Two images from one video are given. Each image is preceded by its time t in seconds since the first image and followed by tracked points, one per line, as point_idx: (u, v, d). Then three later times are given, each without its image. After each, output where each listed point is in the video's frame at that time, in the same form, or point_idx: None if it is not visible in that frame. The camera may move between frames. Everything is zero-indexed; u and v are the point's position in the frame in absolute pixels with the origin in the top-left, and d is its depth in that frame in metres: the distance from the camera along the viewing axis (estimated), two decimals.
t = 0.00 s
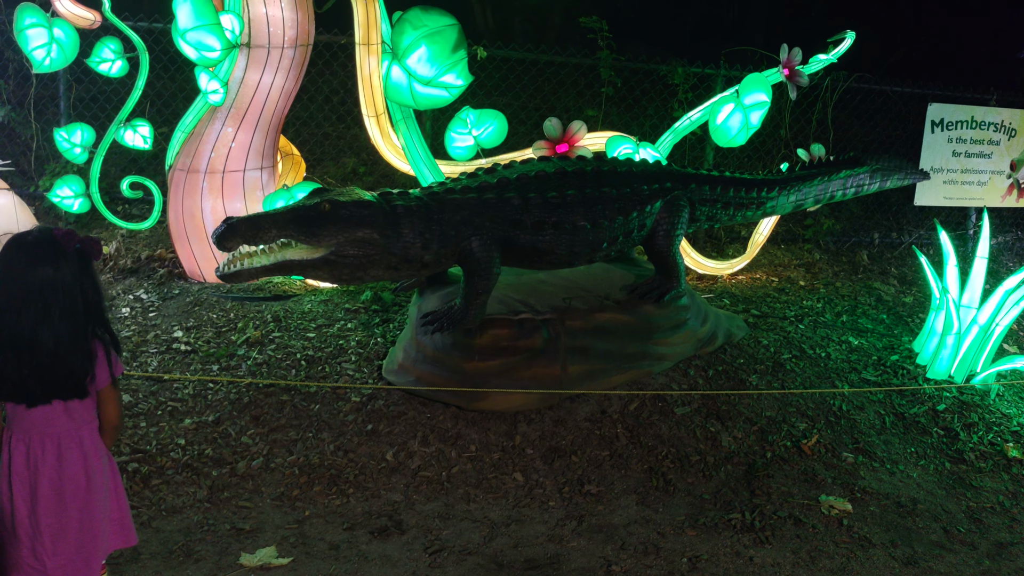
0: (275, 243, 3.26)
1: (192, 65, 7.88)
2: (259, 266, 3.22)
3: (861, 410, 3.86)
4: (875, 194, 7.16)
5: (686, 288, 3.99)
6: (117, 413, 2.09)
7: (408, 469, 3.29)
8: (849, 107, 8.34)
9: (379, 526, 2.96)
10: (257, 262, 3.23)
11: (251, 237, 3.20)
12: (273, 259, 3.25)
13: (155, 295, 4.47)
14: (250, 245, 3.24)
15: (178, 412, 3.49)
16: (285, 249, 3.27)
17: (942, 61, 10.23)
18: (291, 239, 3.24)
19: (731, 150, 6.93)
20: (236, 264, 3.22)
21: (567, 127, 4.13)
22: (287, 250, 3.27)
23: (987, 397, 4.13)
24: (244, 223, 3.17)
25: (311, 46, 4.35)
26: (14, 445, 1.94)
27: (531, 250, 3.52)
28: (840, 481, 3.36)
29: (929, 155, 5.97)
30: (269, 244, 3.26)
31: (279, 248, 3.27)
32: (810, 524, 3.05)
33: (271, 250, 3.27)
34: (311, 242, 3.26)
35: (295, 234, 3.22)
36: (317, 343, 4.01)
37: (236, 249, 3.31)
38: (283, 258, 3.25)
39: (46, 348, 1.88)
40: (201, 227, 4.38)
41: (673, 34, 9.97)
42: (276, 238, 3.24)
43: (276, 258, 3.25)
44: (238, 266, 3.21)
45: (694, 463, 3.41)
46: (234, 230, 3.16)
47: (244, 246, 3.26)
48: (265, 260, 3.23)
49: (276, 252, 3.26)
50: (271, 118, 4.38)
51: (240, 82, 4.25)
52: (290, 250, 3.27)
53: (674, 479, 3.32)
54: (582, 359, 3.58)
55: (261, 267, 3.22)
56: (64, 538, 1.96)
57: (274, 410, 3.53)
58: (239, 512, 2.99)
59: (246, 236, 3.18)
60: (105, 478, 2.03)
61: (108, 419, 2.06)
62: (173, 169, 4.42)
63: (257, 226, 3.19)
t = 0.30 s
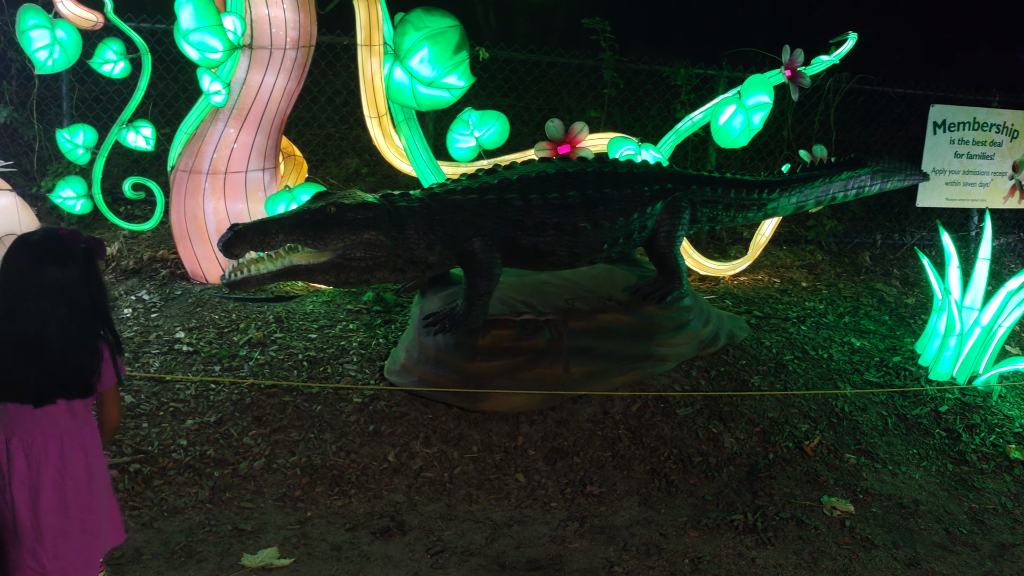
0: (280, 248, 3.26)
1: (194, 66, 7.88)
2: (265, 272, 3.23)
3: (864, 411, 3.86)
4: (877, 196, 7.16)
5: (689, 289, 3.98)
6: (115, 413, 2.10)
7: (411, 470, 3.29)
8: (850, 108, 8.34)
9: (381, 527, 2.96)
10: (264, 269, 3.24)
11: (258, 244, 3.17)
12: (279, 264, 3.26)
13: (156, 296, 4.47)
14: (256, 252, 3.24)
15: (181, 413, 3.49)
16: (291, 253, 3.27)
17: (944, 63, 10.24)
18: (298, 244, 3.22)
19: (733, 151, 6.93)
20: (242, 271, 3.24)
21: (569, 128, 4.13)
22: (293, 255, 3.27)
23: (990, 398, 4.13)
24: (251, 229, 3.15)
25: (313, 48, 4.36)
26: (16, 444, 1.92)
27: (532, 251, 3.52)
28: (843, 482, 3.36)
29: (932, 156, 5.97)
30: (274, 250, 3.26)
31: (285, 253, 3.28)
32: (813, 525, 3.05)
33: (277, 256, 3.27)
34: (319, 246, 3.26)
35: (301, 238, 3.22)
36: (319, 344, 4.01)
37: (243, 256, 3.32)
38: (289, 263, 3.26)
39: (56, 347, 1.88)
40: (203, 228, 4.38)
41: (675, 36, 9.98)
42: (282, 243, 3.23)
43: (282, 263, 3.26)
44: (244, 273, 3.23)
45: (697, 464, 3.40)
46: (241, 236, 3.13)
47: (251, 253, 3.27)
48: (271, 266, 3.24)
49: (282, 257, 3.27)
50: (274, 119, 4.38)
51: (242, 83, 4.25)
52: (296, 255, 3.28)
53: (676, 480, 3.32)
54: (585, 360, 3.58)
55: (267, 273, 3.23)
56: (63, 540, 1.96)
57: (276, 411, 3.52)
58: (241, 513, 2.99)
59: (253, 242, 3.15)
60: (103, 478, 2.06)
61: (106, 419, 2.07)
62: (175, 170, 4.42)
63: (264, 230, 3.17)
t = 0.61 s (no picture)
0: (281, 250, 3.23)
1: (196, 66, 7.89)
2: (267, 274, 3.19)
3: (864, 412, 3.85)
4: (878, 196, 7.15)
5: (689, 289, 3.98)
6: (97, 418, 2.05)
7: (410, 470, 3.29)
8: (852, 108, 8.33)
9: (381, 527, 2.96)
10: (265, 271, 3.20)
11: (260, 245, 3.14)
12: (280, 266, 3.23)
13: (157, 297, 4.47)
14: (257, 253, 3.20)
15: (180, 412, 3.50)
16: (292, 255, 3.24)
17: (945, 63, 10.23)
18: (299, 245, 3.20)
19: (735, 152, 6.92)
20: (243, 273, 3.18)
21: (569, 128, 4.13)
22: (294, 256, 3.25)
23: (991, 399, 4.12)
24: (252, 231, 3.11)
25: (314, 48, 4.36)
26: None
27: (532, 251, 3.51)
28: (844, 483, 3.35)
29: (933, 156, 5.95)
30: (275, 251, 3.22)
31: (285, 255, 3.25)
32: (814, 526, 3.04)
33: (277, 258, 3.24)
34: (321, 247, 3.25)
35: (302, 239, 3.20)
36: (319, 344, 4.01)
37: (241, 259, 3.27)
38: (291, 264, 3.23)
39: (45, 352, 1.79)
40: (204, 228, 4.39)
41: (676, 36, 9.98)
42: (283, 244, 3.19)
43: (283, 264, 3.23)
44: (246, 275, 3.17)
45: (697, 465, 3.40)
46: (242, 238, 3.08)
47: (251, 255, 3.22)
48: (272, 268, 3.21)
49: (282, 259, 3.24)
50: (274, 120, 4.39)
51: (243, 83, 4.26)
52: (296, 256, 3.25)
53: (677, 481, 3.31)
54: (585, 360, 3.57)
55: (269, 275, 3.19)
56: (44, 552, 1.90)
57: (276, 411, 3.53)
58: (240, 512, 2.99)
59: (255, 243, 3.11)
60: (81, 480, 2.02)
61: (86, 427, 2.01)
62: (176, 170, 4.43)
63: (266, 232, 3.14)
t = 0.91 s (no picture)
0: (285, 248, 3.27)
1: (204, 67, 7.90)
2: (271, 272, 3.23)
3: (872, 413, 3.83)
4: (886, 197, 7.13)
5: (697, 290, 3.97)
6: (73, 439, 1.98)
7: (417, 471, 3.29)
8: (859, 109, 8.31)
9: (387, 528, 2.97)
10: (268, 269, 3.25)
11: (265, 244, 3.18)
12: (284, 264, 3.26)
13: (165, 297, 4.49)
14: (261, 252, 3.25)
15: (187, 413, 3.51)
16: (296, 253, 3.28)
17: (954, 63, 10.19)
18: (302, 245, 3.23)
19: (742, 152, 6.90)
20: (248, 271, 3.25)
21: (576, 129, 4.13)
22: (298, 255, 3.28)
23: (999, 401, 4.11)
24: (256, 229, 3.15)
25: (321, 49, 4.37)
26: None
27: (538, 252, 3.51)
28: (851, 484, 3.34)
29: (941, 157, 5.95)
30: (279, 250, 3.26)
31: (289, 253, 3.28)
32: (821, 527, 3.03)
33: (282, 256, 3.28)
34: (325, 247, 3.26)
35: (307, 239, 3.22)
36: (326, 344, 4.01)
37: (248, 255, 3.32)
38: (295, 263, 3.26)
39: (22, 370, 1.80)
40: (211, 229, 4.39)
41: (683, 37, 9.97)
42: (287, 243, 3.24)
43: (287, 263, 3.26)
44: (249, 273, 3.24)
45: (704, 466, 3.39)
46: (247, 237, 3.13)
47: (255, 253, 3.27)
48: (275, 266, 3.25)
49: (287, 258, 3.27)
50: (282, 120, 4.39)
51: (250, 84, 4.26)
52: (301, 255, 3.28)
53: (683, 482, 3.31)
54: (591, 361, 3.57)
55: (272, 273, 3.23)
56: None
57: (283, 411, 3.53)
58: (247, 513, 3.01)
59: (260, 241, 3.16)
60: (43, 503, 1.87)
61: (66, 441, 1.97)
62: (183, 171, 4.43)
63: (271, 231, 3.18)
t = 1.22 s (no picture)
0: (302, 247, 3.31)
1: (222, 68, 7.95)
2: (286, 271, 3.24)
3: (890, 416, 3.80)
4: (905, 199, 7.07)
5: (714, 292, 3.96)
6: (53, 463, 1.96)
7: (433, 472, 3.30)
8: (878, 110, 8.25)
9: (404, 528, 2.98)
10: (285, 267, 3.26)
11: (280, 241, 3.21)
12: (301, 263, 3.28)
13: (183, 297, 4.52)
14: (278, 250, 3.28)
15: (206, 412, 3.53)
16: (312, 252, 3.31)
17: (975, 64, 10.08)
18: (319, 243, 3.25)
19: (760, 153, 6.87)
20: (263, 269, 3.25)
21: (593, 130, 4.13)
22: (315, 254, 3.31)
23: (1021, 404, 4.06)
24: (272, 228, 3.18)
25: (339, 50, 4.38)
26: None
27: (555, 253, 3.51)
28: (869, 487, 3.31)
29: (960, 159, 5.94)
30: (296, 249, 3.31)
31: (306, 253, 3.31)
32: (839, 530, 3.01)
33: (298, 255, 3.31)
34: (342, 246, 3.28)
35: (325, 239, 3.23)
36: (343, 344, 4.03)
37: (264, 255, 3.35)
38: (311, 261, 3.28)
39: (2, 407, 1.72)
40: (229, 229, 4.42)
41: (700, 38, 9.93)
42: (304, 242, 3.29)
43: (303, 262, 3.28)
44: (265, 271, 3.23)
45: (721, 468, 3.38)
46: (262, 235, 3.17)
47: (272, 252, 3.29)
48: (292, 265, 3.27)
49: (304, 256, 3.30)
50: (300, 121, 4.41)
51: (269, 85, 4.28)
52: (317, 254, 3.31)
53: (701, 484, 3.29)
54: (608, 363, 3.56)
55: (288, 271, 3.24)
56: None
57: (301, 411, 3.55)
58: (265, 512, 3.03)
59: (275, 240, 3.18)
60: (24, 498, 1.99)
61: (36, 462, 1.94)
62: (202, 171, 4.46)
63: (286, 229, 3.20)
